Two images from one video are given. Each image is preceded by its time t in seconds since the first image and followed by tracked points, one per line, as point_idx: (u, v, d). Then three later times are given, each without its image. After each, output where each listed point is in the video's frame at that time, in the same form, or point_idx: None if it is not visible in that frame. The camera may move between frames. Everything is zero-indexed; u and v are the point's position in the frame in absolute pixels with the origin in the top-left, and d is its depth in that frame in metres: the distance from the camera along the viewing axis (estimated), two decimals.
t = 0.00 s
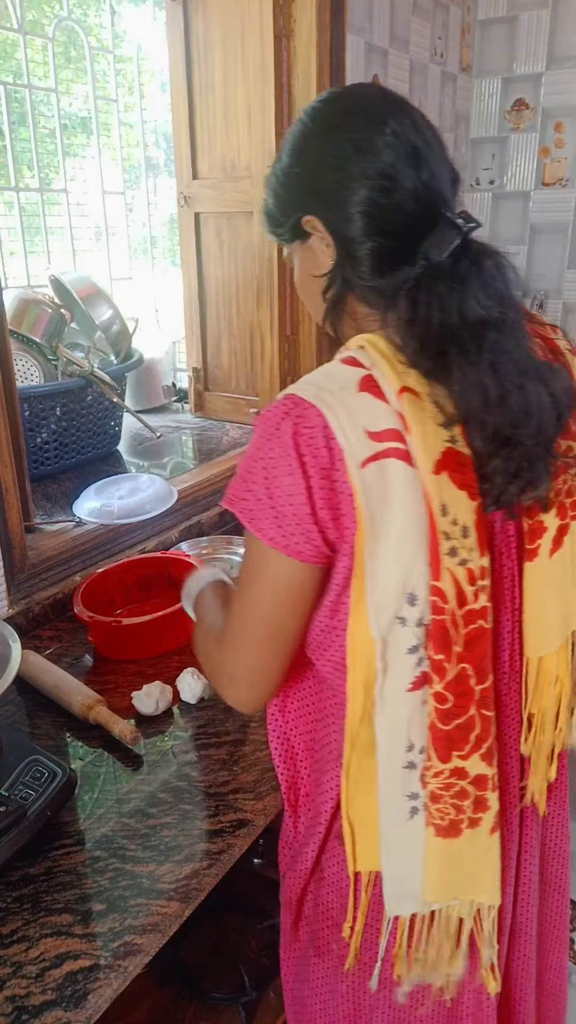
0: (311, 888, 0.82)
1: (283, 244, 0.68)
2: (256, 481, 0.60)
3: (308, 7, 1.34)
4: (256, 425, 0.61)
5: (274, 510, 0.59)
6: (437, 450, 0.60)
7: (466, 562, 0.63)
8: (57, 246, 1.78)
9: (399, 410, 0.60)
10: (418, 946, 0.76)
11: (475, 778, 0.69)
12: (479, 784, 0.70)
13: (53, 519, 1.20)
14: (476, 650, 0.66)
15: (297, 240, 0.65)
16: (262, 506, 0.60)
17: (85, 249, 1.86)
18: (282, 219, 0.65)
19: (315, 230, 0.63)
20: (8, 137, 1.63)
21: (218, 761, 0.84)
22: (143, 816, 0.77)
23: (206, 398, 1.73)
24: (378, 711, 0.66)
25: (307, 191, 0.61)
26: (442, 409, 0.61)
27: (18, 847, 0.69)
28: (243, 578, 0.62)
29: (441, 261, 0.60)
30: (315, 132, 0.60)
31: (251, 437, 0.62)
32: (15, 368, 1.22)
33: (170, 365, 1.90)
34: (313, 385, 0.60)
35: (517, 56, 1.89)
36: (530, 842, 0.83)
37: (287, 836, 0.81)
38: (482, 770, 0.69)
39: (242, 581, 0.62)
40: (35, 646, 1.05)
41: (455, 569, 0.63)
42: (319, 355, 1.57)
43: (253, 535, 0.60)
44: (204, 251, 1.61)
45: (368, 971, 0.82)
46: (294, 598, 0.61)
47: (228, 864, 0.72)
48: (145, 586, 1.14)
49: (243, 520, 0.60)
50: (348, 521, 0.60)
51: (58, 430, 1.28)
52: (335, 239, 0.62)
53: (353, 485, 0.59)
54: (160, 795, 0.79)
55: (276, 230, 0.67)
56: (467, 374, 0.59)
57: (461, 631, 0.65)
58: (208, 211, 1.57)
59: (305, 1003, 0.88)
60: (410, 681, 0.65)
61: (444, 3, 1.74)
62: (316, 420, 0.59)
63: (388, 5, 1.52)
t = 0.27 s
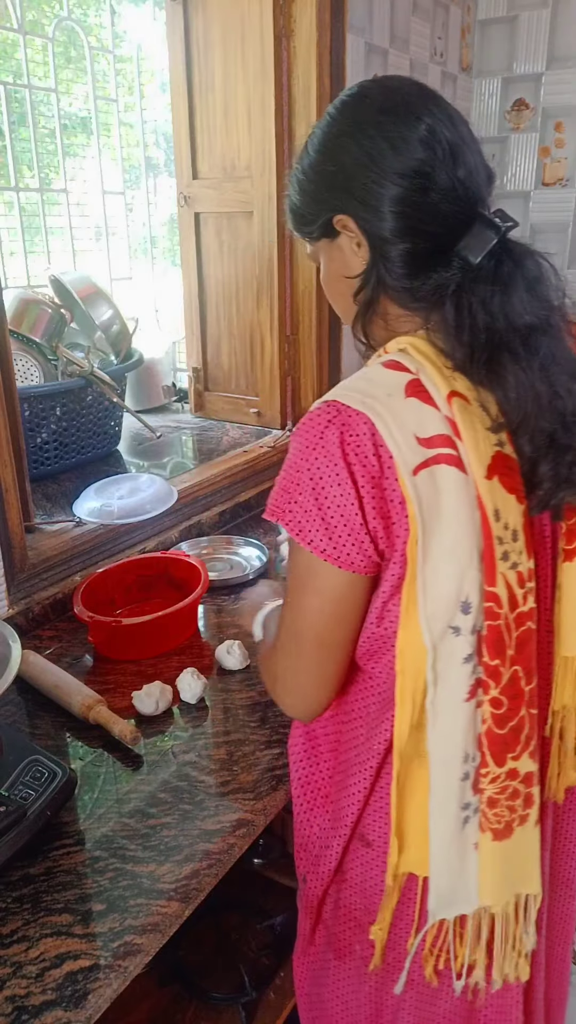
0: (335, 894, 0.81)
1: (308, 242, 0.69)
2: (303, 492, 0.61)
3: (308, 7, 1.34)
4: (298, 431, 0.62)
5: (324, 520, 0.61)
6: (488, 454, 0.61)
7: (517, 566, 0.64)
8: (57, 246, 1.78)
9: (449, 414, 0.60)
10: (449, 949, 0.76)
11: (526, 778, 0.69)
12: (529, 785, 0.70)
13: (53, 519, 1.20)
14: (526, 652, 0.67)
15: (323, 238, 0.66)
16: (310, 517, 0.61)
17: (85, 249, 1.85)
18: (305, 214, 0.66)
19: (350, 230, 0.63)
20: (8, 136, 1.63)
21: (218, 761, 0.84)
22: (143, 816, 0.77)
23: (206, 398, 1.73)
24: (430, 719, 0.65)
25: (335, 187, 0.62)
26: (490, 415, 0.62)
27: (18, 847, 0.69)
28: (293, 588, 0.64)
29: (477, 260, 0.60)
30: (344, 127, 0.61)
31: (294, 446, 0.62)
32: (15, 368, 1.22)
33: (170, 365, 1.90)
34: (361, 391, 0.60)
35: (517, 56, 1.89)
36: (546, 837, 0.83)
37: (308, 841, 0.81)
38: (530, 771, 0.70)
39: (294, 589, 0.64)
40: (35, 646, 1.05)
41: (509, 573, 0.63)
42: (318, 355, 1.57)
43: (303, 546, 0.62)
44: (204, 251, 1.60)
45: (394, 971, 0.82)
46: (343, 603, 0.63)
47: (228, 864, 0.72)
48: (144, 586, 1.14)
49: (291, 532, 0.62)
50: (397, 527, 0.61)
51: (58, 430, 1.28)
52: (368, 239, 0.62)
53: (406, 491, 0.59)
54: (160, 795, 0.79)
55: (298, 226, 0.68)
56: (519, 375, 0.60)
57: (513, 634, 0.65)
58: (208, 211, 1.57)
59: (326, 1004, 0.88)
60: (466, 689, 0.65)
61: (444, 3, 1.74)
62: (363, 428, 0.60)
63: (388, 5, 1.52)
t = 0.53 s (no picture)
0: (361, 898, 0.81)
1: (311, 244, 0.70)
2: (323, 492, 0.63)
3: (308, 7, 1.34)
4: (316, 431, 0.64)
5: (345, 517, 0.61)
6: (508, 442, 0.64)
7: (542, 550, 0.66)
8: (57, 246, 1.78)
9: (467, 406, 0.62)
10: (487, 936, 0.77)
11: (556, 759, 0.72)
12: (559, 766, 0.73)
13: (53, 519, 1.20)
14: (553, 635, 0.69)
15: (328, 239, 0.67)
16: (331, 515, 0.62)
17: (85, 249, 1.85)
18: (309, 215, 0.67)
19: (361, 231, 0.64)
20: (8, 136, 1.63)
21: (218, 761, 0.84)
22: (143, 816, 0.77)
23: (206, 398, 1.73)
24: (462, 708, 0.67)
25: (341, 186, 0.63)
26: (505, 400, 0.65)
27: (18, 847, 0.69)
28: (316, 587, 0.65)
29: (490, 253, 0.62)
30: (350, 128, 0.62)
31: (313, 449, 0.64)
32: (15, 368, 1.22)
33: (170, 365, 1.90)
34: (377, 387, 0.62)
35: (517, 56, 1.89)
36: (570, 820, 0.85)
37: (333, 844, 0.81)
38: (560, 751, 0.73)
39: (314, 588, 0.65)
40: (35, 646, 1.05)
41: (535, 558, 0.66)
42: (318, 355, 1.57)
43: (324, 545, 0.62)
44: (204, 251, 1.60)
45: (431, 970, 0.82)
46: (361, 598, 0.63)
47: (228, 864, 0.72)
48: (144, 586, 1.14)
49: (313, 530, 0.63)
50: (418, 520, 0.62)
51: (58, 430, 1.28)
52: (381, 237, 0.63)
53: (430, 482, 0.61)
54: (160, 795, 0.80)
55: (301, 228, 0.69)
56: (543, 360, 0.63)
57: (541, 618, 0.68)
58: (208, 211, 1.57)
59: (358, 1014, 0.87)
60: (496, 675, 0.66)
61: (444, 3, 1.74)
62: (381, 424, 0.61)
63: (388, 5, 1.52)
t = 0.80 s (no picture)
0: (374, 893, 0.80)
1: (310, 247, 0.69)
2: (333, 480, 0.62)
3: (308, 7, 1.34)
4: (325, 421, 0.64)
5: (356, 503, 0.61)
6: (515, 431, 0.63)
7: (550, 537, 0.66)
8: (57, 246, 1.78)
9: (475, 396, 0.62)
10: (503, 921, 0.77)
11: (567, 742, 0.73)
12: (570, 748, 0.74)
13: (53, 519, 1.20)
14: (563, 620, 0.69)
15: (328, 241, 0.67)
16: (342, 501, 0.61)
17: (85, 249, 1.85)
18: (307, 217, 0.67)
19: (362, 230, 0.64)
20: (8, 136, 1.63)
21: (218, 761, 0.84)
22: (143, 816, 0.77)
23: (206, 399, 1.73)
24: (473, 697, 0.67)
25: (340, 187, 0.63)
26: (511, 392, 0.65)
27: (18, 847, 0.69)
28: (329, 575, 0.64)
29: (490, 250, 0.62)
30: (349, 130, 0.62)
31: (321, 439, 0.64)
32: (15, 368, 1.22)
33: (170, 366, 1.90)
34: (386, 377, 0.62)
35: (517, 56, 1.89)
36: None
37: (345, 839, 0.81)
38: (571, 735, 0.73)
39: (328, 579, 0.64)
40: (35, 647, 1.05)
41: (543, 544, 0.66)
42: (318, 355, 1.57)
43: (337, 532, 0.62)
44: (204, 251, 1.60)
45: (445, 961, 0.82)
46: (379, 588, 0.62)
47: (228, 864, 0.72)
48: (144, 586, 1.14)
49: (324, 517, 0.62)
50: (427, 508, 0.62)
51: (58, 430, 1.28)
52: (384, 237, 0.63)
53: (439, 471, 0.60)
54: (160, 795, 0.80)
55: (300, 231, 0.69)
56: (553, 350, 0.63)
57: (550, 604, 0.68)
58: (208, 212, 1.57)
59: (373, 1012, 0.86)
60: (507, 663, 0.66)
61: (443, 3, 1.74)
62: (390, 410, 0.61)
63: (388, 5, 1.52)
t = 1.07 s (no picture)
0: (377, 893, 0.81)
1: (313, 250, 0.70)
2: (335, 481, 0.62)
3: (308, 7, 1.34)
4: (327, 422, 0.64)
5: (359, 504, 0.61)
6: (518, 432, 0.63)
7: (554, 537, 0.66)
8: (57, 246, 1.78)
9: (477, 397, 0.62)
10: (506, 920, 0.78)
11: (568, 742, 0.73)
12: (571, 749, 0.74)
13: (53, 519, 1.20)
14: (566, 621, 0.69)
15: (331, 244, 0.67)
16: (344, 503, 0.62)
17: (85, 249, 1.85)
18: (309, 220, 0.67)
19: (364, 233, 0.64)
20: (8, 137, 1.63)
21: (218, 761, 0.84)
22: (143, 816, 0.77)
23: (206, 399, 1.73)
24: (475, 697, 0.67)
25: (341, 190, 0.63)
26: (515, 393, 0.64)
27: (18, 847, 0.69)
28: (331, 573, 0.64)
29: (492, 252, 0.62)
30: (349, 133, 0.62)
31: (323, 439, 0.64)
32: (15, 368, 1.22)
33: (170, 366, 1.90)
34: (388, 377, 0.62)
35: (517, 56, 1.89)
36: None
37: (350, 839, 0.81)
38: (573, 736, 0.73)
39: (329, 578, 0.65)
40: (35, 647, 1.05)
41: (547, 545, 0.66)
42: (318, 355, 1.57)
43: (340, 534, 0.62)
44: (204, 251, 1.60)
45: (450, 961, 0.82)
46: (378, 587, 0.63)
47: (228, 864, 0.72)
48: (144, 586, 1.14)
49: (326, 518, 0.62)
50: (429, 508, 0.63)
51: (58, 430, 1.28)
52: (386, 239, 0.63)
53: (442, 472, 0.61)
54: (160, 795, 0.79)
55: (302, 234, 0.69)
56: (556, 352, 0.63)
57: (553, 604, 0.67)
58: (208, 211, 1.57)
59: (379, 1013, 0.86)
60: (509, 663, 0.66)
61: (443, 3, 1.74)
62: (392, 412, 0.61)
63: (388, 5, 1.52)
